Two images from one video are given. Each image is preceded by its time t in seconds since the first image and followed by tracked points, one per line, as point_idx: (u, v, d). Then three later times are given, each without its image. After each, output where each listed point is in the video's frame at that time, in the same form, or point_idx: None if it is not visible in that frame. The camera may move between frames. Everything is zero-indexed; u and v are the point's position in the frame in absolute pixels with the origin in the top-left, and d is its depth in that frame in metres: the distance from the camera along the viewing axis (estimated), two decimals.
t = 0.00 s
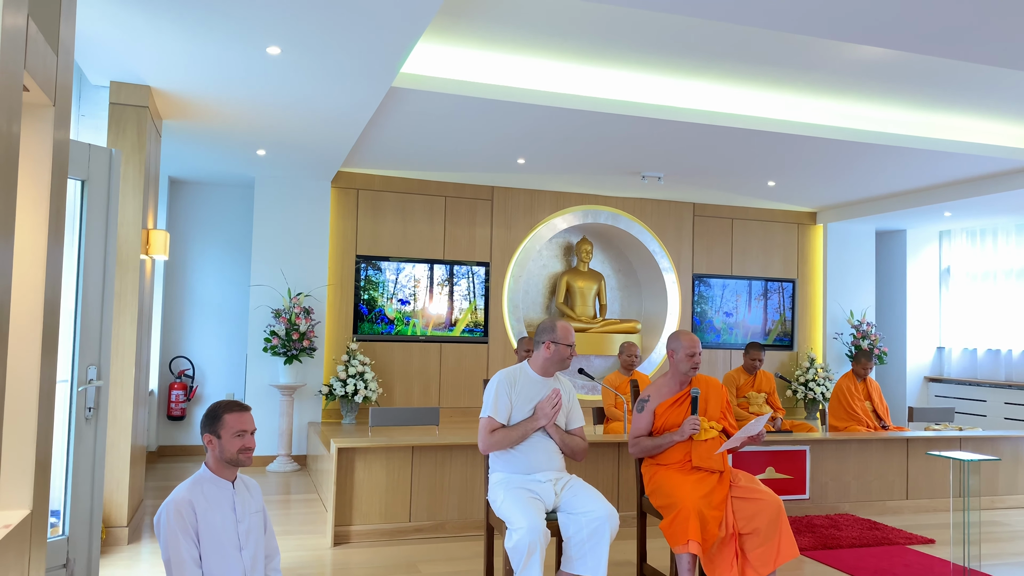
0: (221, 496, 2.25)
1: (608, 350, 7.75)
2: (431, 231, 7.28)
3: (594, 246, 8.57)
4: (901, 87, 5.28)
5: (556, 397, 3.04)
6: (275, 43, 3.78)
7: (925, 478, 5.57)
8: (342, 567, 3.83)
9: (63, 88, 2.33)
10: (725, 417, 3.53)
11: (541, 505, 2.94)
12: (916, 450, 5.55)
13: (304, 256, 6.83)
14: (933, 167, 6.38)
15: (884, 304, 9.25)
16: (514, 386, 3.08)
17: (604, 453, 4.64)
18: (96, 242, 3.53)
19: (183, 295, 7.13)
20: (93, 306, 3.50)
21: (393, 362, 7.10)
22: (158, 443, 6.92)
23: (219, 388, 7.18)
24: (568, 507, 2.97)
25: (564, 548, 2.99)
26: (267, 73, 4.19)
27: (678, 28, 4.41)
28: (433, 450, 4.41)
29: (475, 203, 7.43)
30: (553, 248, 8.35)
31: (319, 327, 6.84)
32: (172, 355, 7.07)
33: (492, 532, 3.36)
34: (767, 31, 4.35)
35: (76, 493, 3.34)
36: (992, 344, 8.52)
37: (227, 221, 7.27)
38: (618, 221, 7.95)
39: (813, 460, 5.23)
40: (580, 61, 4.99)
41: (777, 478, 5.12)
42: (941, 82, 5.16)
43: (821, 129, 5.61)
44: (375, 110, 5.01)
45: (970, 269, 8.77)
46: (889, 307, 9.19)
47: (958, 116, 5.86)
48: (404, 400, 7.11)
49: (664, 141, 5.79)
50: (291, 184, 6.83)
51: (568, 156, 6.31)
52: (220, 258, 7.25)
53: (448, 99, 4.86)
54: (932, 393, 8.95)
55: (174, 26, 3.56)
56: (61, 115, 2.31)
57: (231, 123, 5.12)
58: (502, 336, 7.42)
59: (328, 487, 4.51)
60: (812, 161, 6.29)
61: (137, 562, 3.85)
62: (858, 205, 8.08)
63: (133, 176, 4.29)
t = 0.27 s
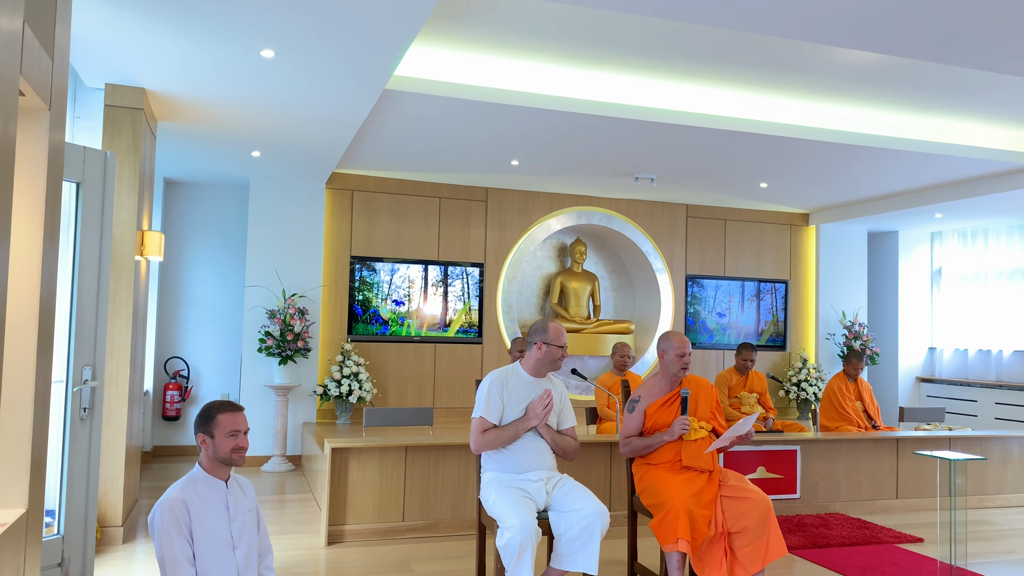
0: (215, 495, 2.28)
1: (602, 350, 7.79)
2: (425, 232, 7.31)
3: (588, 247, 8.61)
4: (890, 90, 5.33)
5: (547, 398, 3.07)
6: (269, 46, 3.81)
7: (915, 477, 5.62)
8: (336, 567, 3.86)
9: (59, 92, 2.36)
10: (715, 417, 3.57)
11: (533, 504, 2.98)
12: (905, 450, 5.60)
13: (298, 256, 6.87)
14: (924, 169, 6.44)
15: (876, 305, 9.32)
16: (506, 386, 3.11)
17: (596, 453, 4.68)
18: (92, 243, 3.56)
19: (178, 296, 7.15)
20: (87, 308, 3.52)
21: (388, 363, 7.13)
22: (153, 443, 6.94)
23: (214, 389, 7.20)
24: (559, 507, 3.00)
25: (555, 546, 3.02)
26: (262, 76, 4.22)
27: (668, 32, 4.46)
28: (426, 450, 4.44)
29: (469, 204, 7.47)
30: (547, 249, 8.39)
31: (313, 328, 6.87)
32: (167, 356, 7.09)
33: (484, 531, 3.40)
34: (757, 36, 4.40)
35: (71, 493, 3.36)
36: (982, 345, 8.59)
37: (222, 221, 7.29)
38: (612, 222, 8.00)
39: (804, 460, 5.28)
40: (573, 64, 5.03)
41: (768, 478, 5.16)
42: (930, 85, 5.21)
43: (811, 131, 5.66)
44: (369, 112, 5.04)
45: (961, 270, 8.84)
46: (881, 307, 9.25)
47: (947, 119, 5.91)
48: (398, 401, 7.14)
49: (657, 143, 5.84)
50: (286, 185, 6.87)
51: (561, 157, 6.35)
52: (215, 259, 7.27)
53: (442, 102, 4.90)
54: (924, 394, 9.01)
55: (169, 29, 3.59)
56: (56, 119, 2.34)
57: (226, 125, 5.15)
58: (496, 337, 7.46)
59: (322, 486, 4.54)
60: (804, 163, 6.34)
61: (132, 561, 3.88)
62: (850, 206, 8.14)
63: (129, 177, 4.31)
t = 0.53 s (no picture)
0: (207, 495, 2.31)
1: (595, 352, 7.83)
2: (419, 234, 7.34)
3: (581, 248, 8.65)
4: (879, 93, 5.38)
5: (537, 398, 3.11)
6: (262, 49, 3.84)
7: (904, 477, 5.68)
8: (328, 566, 3.88)
9: (53, 95, 2.38)
10: (704, 417, 3.61)
11: (522, 502, 3.01)
12: (894, 450, 5.65)
13: (292, 258, 6.89)
14: (913, 172, 6.50)
15: (867, 306, 9.38)
16: (497, 386, 3.14)
17: (588, 453, 4.72)
18: (85, 244, 3.58)
19: (171, 297, 7.16)
20: (81, 310, 3.53)
21: (381, 364, 7.15)
22: (146, 444, 6.95)
23: (208, 390, 7.21)
24: (548, 506, 3.04)
25: (543, 543, 3.06)
26: (255, 78, 4.24)
27: (659, 36, 4.50)
28: (419, 450, 4.47)
29: (462, 205, 7.50)
30: (540, 251, 8.42)
31: (307, 329, 6.89)
32: (160, 357, 7.10)
33: (475, 530, 3.43)
34: (746, 40, 4.44)
35: (64, 493, 3.38)
36: (972, 346, 8.66)
37: (216, 223, 7.31)
38: (604, 224, 8.04)
39: (793, 460, 5.32)
40: (565, 67, 5.07)
41: (758, 478, 5.21)
42: (918, 89, 5.27)
43: (801, 134, 5.72)
44: (363, 115, 5.07)
45: (952, 272, 8.91)
46: (872, 309, 9.32)
47: (936, 122, 5.98)
48: (392, 401, 7.17)
49: (649, 146, 5.88)
50: (281, 187, 6.91)
51: (554, 159, 6.39)
52: (208, 260, 7.28)
53: (435, 105, 4.93)
54: (914, 394, 9.08)
55: (162, 32, 3.61)
56: (50, 122, 2.36)
57: (220, 127, 5.17)
58: (489, 338, 7.49)
59: (315, 486, 4.56)
60: (794, 165, 6.40)
61: (125, 561, 3.90)
62: (841, 208, 8.20)
63: (122, 179, 4.33)
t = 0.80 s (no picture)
0: (201, 492, 2.33)
1: (587, 352, 7.87)
2: (412, 235, 7.37)
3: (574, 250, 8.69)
4: (867, 96, 5.45)
5: (528, 397, 3.14)
6: (256, 51, 3.86)
7: (892, 476, 5.74)
8: (321, 565, 3.91)
9: (49, 96, 2.40)
10: (694, 416, 3.65)
11: (514, 499, 3.05)
12: (883, 449, 5.71)
13: (285, 259, 6.91)
14: (901, 174, 6.57)
15: (857, 307, 9.46)
16: (489, 386, 3.18)
17: (579, 453, 4.76)
18: (79, 244, 3.60)
19: (164, 297, 7.17)
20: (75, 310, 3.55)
21: (374, 364, 7.17)
22: (139, 444, 6.95)
23: (201, 390, 7.22)
24: (539, 503, 3.07)
25: (535, 540, 3.09)
26: (248, 80, 4.26)
27: (649, 39, 4.55)
28: (411, 449, 4.49)
29: (455, 206, 7.53)
30: (533, 252, 8.46)
31: (299, 330, 6.91)
32: (153, 357, 7.10)
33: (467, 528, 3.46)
34: (735, 43, 4.50)
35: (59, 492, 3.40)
36: (961, 346, 8.74)
37: (209, 223, 7.31)
38: (597, 225, 8.09)
39: (783, 459, 5.37)
40: (557, 69, 5.11)
41: (748, 477, 5.26)
42: (906, 92, 5.33)
43: (791, 136, 5.77)
44: (356, 116, 5.10)
45: (941, 273, 8.99)
46: (862, 310, 9.40)
47: (924, 125, 6.04)
48: (385, 402, 7.19)
49: (640, 148, 5.93)
50: (273, 187, 6.92)
51: (546, 161, 6.43)
52: (201, 261, 7.29)
53: (428, 106, 4.96)
54: (904, 394, 9.16)
55: (156, 34, 3.64)
56: (46, 122, 2.38)
57: (213, 128, 5.19)
58: (482, 339, 7.52)
59: (308, 485, 4.58)
60: (784, 167, 6.46)
61: (118, 560, 3.91)
62: (831, 210, 8.27)
63: (116, 180, 4.34)
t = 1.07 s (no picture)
0: (194, 491, 2.35)
1: (578, 353, 7.90)
2: (404, 236, 7.38)
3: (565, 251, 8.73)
4: (856, 99, 5.51)
5: (519, 397, 3.17)
6: (248, 52, 3.88)
7: (880, 475, 5.80)
8: (313, 564, 3.92)
9: (42, 97, 2.42)
10: (684, 415, 3.69)
11: (505, 497, 3.07)
12: (871, 449, 5.77)
13: (277, 259, 6.92)
14: (890, 176, 6.64)
15: (846, 308, 9.53)
16: (480, 386, 3.20)
17: (570, 452, 4.79)
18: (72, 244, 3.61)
19: (156, 298, 7.16)
20: (68, 309, 3.55)
21: (366, 365, 7.18)
22: (130, 445, 6.94)
23: (192, 391, 7.21)
24: (530, 502, 3.10)
25: (526, 538, 3.12)
26: (241, 81, 4.28)
27: (640, 42, 4.59)
28: (403, 449, 4.51)
29: (447, 207, 7.55)
30: (524, 253, 8.49)
31: (291, 330, 6.92)
32: (144, 358, 7.10)
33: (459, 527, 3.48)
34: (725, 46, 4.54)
35: (50, 492, 3.40)
36: (949, 347, 8.83)
37: (201, 224, 7.31)
38: (588, 226, 8.13)
39: (773, 459, 5.42)
40: (548, 71, 5.14)
41: (738, 476, 5.30)
42: (894, 95, 5.39)
43: (780, 138, 5.83)
44: (348, 117, 5.11)
45: (929, 275, 9.08)
46: (851, 310, 9.47)
47: (912, 127, 6.11)
48: (376, 402, 7.20)
49: (631, 149, 5.97)
50: (265, 188, 6.92)
51: (538, 162, 6.46)
52: (193, 261, 7.28)
53: (420, 108, 4.98)
54: (893, 395, 9.23)
55: (149, 35, 3.65)
56: (39, 123, 2.40)
57: (206, 129, 5.20)
58: (474, 339, 7.54)
59: (300, 485, 4.60)
60: (774, 169, 6.51)
61: (110, 560, 3.92)
62: (821, 211, 8.34)
63: (108, 180, 4.34)
